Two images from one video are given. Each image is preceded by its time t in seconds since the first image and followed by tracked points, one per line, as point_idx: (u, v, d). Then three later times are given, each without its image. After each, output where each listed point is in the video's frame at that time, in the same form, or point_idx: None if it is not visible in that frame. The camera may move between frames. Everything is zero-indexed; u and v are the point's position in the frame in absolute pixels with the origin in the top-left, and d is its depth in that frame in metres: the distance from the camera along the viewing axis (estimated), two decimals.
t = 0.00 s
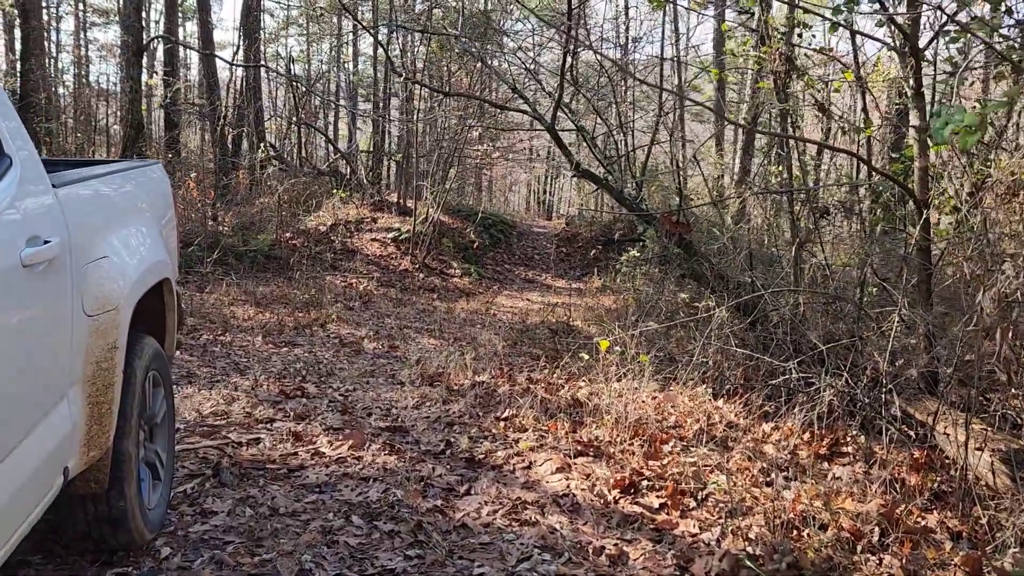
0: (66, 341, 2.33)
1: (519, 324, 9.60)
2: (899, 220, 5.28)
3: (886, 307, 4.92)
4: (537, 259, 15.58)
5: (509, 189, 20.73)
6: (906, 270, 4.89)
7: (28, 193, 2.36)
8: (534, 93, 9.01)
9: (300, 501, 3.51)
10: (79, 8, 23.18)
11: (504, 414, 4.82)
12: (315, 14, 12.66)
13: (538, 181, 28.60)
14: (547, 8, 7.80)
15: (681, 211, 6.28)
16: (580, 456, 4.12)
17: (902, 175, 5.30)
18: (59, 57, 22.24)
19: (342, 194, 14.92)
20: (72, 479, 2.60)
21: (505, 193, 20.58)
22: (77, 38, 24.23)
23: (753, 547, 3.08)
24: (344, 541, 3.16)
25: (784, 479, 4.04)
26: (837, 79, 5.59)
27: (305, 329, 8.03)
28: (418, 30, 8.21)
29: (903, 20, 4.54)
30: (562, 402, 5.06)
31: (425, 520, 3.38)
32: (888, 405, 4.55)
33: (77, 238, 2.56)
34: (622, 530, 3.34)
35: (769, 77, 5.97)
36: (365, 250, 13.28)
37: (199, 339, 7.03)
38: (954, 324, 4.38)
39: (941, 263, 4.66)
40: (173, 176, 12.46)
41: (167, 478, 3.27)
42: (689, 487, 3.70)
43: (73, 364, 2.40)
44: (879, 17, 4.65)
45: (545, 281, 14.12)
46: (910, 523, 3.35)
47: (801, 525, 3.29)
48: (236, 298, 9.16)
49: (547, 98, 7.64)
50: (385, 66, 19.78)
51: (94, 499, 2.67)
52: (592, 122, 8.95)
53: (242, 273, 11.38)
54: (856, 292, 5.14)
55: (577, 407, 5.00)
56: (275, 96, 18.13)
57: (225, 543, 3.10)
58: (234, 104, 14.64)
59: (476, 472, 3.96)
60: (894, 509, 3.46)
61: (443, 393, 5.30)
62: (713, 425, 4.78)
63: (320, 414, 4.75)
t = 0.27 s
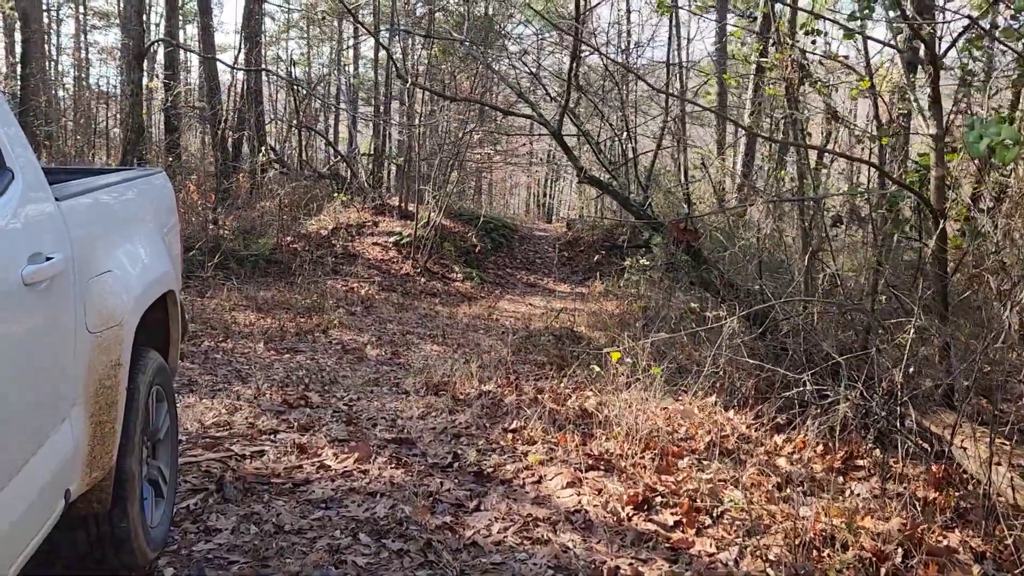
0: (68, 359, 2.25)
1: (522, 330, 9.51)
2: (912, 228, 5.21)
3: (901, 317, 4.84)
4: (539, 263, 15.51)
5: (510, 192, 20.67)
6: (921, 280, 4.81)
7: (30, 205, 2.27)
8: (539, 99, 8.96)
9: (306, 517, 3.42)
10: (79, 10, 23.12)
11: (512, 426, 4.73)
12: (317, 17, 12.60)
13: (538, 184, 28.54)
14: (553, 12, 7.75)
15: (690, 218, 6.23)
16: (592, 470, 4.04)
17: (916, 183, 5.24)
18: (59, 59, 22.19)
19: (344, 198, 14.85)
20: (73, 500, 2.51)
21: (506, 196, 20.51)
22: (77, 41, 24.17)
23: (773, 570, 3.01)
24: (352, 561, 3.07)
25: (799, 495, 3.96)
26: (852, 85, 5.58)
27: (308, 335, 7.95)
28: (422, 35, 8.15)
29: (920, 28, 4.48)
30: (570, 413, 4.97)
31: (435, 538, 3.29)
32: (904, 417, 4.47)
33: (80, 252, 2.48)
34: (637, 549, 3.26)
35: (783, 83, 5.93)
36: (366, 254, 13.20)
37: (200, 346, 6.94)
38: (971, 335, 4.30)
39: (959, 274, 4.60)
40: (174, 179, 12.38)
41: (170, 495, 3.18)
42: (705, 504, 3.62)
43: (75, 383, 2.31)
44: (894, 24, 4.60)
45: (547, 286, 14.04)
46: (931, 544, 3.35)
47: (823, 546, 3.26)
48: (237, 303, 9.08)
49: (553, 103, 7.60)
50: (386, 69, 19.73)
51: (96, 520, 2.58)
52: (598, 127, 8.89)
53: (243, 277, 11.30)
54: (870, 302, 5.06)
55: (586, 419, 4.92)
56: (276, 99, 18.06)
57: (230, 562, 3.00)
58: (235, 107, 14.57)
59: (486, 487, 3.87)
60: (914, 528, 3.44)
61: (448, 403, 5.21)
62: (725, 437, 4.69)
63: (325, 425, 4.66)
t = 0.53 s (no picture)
0: (69, 374, 2.15)
1: (528, 334, 9.42)
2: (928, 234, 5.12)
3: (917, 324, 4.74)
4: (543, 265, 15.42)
5: (514, 193, 20.59)
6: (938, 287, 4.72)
7: (30, 214, 2.18)
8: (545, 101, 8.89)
9: (312, 531, 3.33)
10: (81, 11, 23.10)
11: (521, 435, 4.64)
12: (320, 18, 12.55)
13: (541, 185, 28.48)
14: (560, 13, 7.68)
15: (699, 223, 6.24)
16: (603, 482, 3.95)
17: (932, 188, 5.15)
18: (61, 58, 22.14)
19: (346, 199, 14.76)
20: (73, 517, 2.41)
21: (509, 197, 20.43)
22: (79, 40, 24.12)
23: None
24: None
25: (816, 509, 3.87)
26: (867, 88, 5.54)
27: (311, 338, 7.86)
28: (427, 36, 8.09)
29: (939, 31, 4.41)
30: (580, 422, 4.88)
31: (444, 553, 3.20)
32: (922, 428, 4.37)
33: (81, 261, 2.39)
34: (652, 566, 3.17)
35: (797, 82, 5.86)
36: (370, 256, 13.12)
37: (203, 350, 6.86)
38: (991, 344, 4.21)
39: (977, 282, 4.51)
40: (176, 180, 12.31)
41: (172, 509, 3.09)
42: (721, 519, 3.53)
43: (76, 398, 2.22)
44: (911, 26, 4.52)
45: (552, 288, 13.95)
46: (956, 561, 3.29)
47: (845, 564, 3.20)
48: (240, 306, 9.00)
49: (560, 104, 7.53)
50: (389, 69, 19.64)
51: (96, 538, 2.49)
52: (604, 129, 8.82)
53: (246, 279, 11.22)
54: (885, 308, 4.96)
55: (595, 427, 4.83)
56: (279, 99, 17.99)
57: None
58: (238, 107, 14.50)
59: (495, 500, 3.78)
60: (936, 543, 3.40)
61: (455, 410, 5.12)
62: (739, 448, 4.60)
63: (330, 434, 4.57)
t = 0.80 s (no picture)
0: (67, 371, 2.06)
1: (536, 332, 9.32)
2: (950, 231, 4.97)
3: (939, 324, 4.60)
4: (551, 262, 15.31)
5: (521, 189, 20.47)
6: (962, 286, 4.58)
7: (26, 205, 2.09)
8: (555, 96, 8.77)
9: (318, 533, 3.24)
10: (89, 5, 23.10)
11: (531, 435, 4.54)
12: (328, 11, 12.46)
13: (549, 181, 28.36)
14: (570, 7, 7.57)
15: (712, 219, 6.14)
16: (617, 485, 3.84)
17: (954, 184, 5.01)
18: (70, 52, 22.14)
19: (353, 194, 14.68)
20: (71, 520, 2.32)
21: (517, 193, 20.32)
22: (87, 34, 24.12)
23: None
24: None
25: (836, 514, 3.75)
26: (887, 82, 5.41)
27: (317, 334, 7.78)
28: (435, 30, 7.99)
29: (966, 22, 4.28)
30: (591, 422, 4.78)
31: (454, 558, 3.10)
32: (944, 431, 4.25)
33: (80, 254, 2.29)
34: (669, 573, 3.06)
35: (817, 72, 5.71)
36: (377, 251, 13.03)
37: (208, 345, 6.79)
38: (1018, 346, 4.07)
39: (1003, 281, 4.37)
40: (182, 174, 12.25)
41: (174, 510, 3.00)
42: (739, 525, 3.42)
43: (74, 397, 2.12)
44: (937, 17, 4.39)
45: (559, 285, 13.85)
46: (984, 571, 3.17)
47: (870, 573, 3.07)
48: (245, 301, 8.92)
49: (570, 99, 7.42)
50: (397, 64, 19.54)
51: (96, 541, 2.40)
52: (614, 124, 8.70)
53: (252, 274, 11.15)
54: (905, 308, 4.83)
55: (607, 428, 4.72)
56: (286, 94, 17.92)
57: None
58: (245, 101, 14.43)
59: (505, 502, 3.68)
60: (963, 553, 3.27)
61: (464, 409, 5.02)
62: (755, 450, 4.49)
63: (336, 432, 4.49)
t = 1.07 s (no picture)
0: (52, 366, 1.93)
1: (546, 328, 9.18)
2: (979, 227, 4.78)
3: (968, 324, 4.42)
4: (560, 258, 15.16)
5: (531, 184, 20.31)
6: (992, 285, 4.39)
7: (16, 189, 1.96)
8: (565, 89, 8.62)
9: (321, 537, 3.11)
10: None
11: (542, 435, 4.40)
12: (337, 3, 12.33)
13: (558, 176, 28.18)
14: None
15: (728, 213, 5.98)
16: (631, 488, 3.70)
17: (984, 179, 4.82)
18: (80, 45, 22.13)
19: (362, 188, 14.57)
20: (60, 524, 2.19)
21: (526, 188, 20.17)
22: (97, 27, 24.13)
23: None
24: None
25: (861, 521, 3.59)
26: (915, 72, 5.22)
27: (324, 329, 7.67)
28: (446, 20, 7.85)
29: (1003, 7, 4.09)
30: (603, 422, 4.64)
31: (462, 564, 2.97)
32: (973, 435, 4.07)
33: (72, 242, 2.17)
34: None
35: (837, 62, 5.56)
36: (385, 246, 12.92)
37: (214, 340, 6.69)
38: None
39: None
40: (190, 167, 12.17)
41: (171, 512, 2.88)
42: (761, 532, 3.27)
43: (61, 394, 1.99)
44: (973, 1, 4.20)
45: (569, 281, 13.70)
46: None
47: None
48: (251, 295, 8.82)
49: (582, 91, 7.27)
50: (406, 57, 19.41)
51: (86, 545, 2.28)
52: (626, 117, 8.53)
53: (259, 267, 11.06)
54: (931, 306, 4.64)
55: (620, 428, 4.58)
56: (295, 87, 17.82)
57: None
58: (253, 94, 14.33)
59: (515, 505, 3.55)
60: (998, 565, 3.11)
61: (472, 407, 4.89)
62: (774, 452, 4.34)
63: (342, 430, 4.37)
